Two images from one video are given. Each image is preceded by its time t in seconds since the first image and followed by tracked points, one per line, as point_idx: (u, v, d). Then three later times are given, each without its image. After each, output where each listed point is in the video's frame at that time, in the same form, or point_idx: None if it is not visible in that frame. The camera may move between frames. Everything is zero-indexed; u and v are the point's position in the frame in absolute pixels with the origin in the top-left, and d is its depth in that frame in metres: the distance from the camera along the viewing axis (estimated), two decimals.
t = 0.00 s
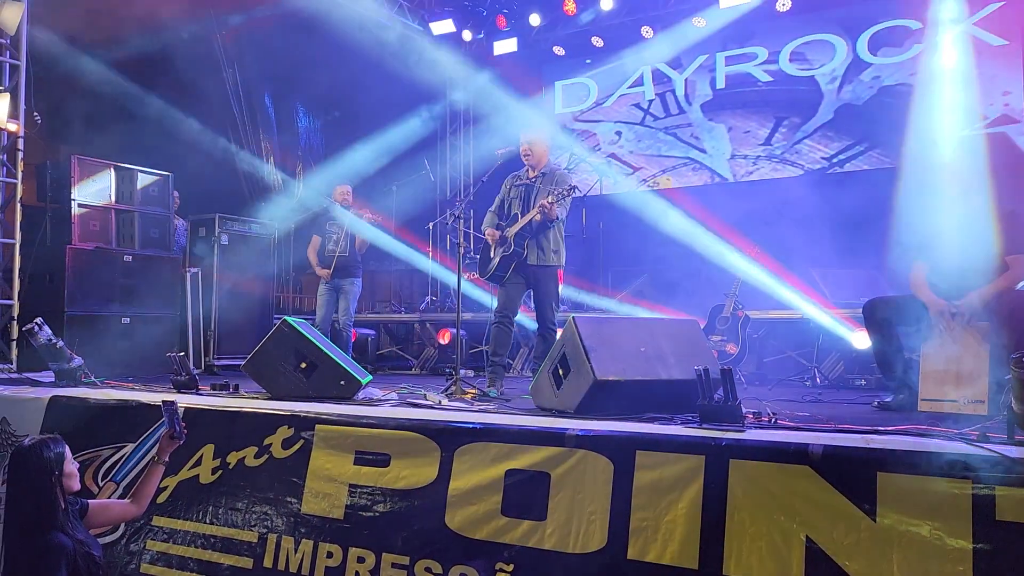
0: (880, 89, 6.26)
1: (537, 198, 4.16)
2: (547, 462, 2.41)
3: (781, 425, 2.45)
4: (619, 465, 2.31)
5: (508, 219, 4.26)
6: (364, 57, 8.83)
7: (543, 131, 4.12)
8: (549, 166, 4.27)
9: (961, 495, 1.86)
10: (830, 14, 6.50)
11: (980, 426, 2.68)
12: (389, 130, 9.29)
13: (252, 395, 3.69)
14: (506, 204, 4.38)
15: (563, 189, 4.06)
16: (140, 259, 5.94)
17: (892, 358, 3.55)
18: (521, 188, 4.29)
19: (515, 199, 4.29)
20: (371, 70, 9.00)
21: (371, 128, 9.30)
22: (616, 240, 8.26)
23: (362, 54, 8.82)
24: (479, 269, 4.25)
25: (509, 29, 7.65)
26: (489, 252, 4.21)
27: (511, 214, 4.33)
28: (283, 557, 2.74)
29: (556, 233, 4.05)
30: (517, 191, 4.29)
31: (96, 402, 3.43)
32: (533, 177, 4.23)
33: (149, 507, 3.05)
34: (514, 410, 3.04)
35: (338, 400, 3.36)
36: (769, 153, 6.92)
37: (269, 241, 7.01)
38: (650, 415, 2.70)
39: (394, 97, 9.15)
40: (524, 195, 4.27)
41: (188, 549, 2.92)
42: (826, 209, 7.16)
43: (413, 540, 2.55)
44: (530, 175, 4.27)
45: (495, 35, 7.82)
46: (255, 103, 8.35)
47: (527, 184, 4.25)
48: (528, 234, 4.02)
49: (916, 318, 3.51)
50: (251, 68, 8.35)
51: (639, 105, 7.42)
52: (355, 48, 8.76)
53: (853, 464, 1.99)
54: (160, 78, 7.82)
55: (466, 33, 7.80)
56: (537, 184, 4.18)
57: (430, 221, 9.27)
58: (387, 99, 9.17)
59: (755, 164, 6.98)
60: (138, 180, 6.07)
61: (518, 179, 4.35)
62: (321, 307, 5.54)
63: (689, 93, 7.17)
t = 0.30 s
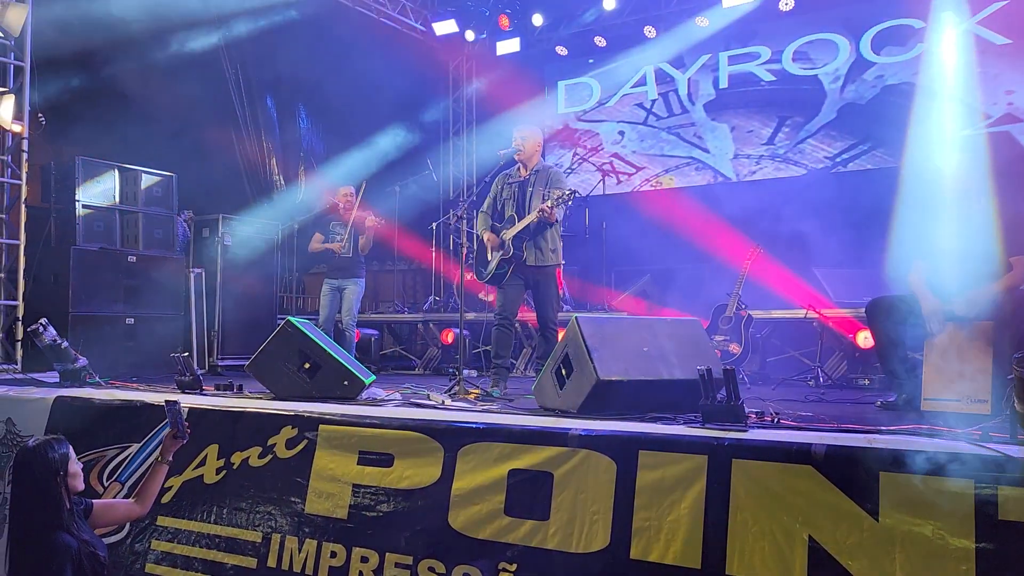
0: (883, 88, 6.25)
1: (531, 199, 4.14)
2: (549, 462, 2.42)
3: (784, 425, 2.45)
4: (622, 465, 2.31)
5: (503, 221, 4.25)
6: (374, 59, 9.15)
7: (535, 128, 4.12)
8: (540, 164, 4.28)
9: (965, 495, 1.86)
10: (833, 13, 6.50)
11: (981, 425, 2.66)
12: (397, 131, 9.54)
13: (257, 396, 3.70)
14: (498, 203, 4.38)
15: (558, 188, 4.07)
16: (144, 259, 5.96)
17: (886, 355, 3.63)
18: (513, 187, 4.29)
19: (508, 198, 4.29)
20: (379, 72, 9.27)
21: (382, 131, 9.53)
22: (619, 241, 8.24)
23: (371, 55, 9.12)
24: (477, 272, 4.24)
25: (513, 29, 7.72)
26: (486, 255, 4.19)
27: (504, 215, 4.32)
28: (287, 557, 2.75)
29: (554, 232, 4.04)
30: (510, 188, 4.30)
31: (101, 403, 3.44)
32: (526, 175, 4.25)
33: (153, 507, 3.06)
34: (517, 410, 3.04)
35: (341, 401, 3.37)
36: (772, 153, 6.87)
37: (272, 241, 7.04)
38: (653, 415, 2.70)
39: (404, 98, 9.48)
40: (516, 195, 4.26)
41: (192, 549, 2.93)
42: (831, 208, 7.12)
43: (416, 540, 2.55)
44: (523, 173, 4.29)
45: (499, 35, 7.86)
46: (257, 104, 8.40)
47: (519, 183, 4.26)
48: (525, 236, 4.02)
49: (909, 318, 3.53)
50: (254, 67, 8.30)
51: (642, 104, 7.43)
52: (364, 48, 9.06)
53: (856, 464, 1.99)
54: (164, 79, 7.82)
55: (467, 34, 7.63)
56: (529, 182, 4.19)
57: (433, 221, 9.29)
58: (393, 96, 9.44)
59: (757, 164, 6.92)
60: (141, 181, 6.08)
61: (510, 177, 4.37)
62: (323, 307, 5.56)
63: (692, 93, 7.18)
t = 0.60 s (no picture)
0: (886, 87, 6.25)
1: (530, 200, 4.14)
2: (552, 462, 2.41)
3: (786, 424, 2.45)
4: (625, 465, 2.30)
5: (503, 221, 4.26)
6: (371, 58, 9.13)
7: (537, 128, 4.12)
8: (541, 164, 4.28)
9: (968, 494, 1.85)
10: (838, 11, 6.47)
11: (984, 425, 2.64)
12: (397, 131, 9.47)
13: (261, 396, 3.71)
14: (497, 202, 4.37)
15: (557, 188, 4.08)
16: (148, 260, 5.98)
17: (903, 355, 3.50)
18: (512, 186, 4.29)
19: (507, 197, 4.29)
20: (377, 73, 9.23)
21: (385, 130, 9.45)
22: (623, 238, 8.09)
23: (369, 55, 9.12)
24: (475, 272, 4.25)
25: (515, 29, 7.73)
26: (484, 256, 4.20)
27: (503, 214, 4.32)
28: (292, 557, 2.75)
29: (552, 233, 4.06)
30: (510, 187, 4.30)
31: (106, 403, 3.45)
32: (526, 174, 4.25)
33: (159, 507, 3.08)
34: (520, 410, 3.04)
35: (345, 401, 3.37)
36: (776, 152, 6.91)
37: (276, 242, 7.06)
38: (656, 415, 2.70)
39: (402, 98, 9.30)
40: (516, 195, 4.25)
41: (197, 549, 2.94)
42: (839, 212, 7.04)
43: (419, 540, 2.56)
44: (523, 173, 4.29)
45: (502, 34, 7.86)
46: (261, 107, 8.47)
47: (518, 182, 4.26)
48: (524, 237, 4.04)
49: (928, 317, 3.48)
50: (256, 67, 8.40)
51: (645, 104, 7.43)
52: (361, 48, 9.07)
53: (860, 464, 1.98)
54: (167, 80, 7.84)
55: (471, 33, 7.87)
56: (530, 182, 4.20)
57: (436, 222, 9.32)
58: (393, 97, 9.29)
59: (762, 163, 6.96)
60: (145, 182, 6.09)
61: (509, 176, 4.37)
62: (327, 307, 5.61)
63: (695, 92, 7.18)
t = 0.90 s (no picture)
0: (890, 86, 6.23)
1: (531, 201, 4.15)
2: (555, 462, 2.42)
3: (789, 424, 2.46)
4: (628, 466, 2.31)
5: (505, 222, 4.26)
6: (372, 59, 9.08)
7: (540, 128, 4.13)
8: (544, 164, 4.29)
9: (970, 494, 1.86)
10: (840, 10, 6.45)
11: (987, 424, 2.63)
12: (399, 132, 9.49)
13: (264, 397, 3.73)
14: (499, 202, 4.38)
15: (559, 189, 4.09)
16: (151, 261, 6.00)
17: (908, 354, 3.50)
18: (515, 186, 4.29)
19: (510, 197, 4.29)
20: (377, 73, 9.21)
21: (389, 133, 9.45)
22: (628, 240, 8.12)
23: (370, 56, 9.07)
24: (477, 273, 4.26)
25: (517, 30, 7.74)
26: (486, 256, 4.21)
27: (505, 214, 4.32)
28: (296, 557, 2.76)
29: (553, 234, 4.07)
30: (512, 188, 4.30)
31: (111, 404, 3.47)
32: (529, 174, 4.27)
33: (163, 508, 3.09)
34: (523, 410, 3.05)
35: (348, 402, 3.38)
36: (778, 151, 6.90)
37: (280, 243, 7.08)
38: (659, 415, 2.70)
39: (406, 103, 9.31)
40: (518, 194, 4.26)
41: (202, 549, 2.95)
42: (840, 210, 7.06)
43: (422, 540, 2.57)
44: (526, 173, 4.30)
45: (504, 34, 7.86)
46: (265, 112, 8.34)
47: (522, 182, 4.27)
48: (525, 237, 4.04)
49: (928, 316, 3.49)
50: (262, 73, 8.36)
51: (647, 104, 7.42)
52: (362, 49, 9.04)
53: (863, 464, 1.98)
54: (169, 82, 7.86)
55: (474, 34, 7.87)
56: (533, 182, 4.20)
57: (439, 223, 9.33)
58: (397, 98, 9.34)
59: (765, 162, 6.96)
60: (149, 183, 6.12)
61: (512, 176, 4.38)
62: (329, 308, 5.60)
63: (698, 92, 7.17)
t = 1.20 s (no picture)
0: (891, 86, 6.23)
1: (531, 203, 4.16)
2: (555, 462, 2.42)
3: (789, 425, 2.45)
4: (628, 466, 2.31)
5: (505, 223, 4.26)
6: (372, 62, 9.17)
7: (541, 129, 4.12)
8: (544, 165, 4.29)
9: (970, 493, 1.85)
10: (841, 11, 6.46)
11: (989, 424, 2.62)
12: (400, 134, 9.50)
13: (264, 398, 3.73)
14: (500, 203, 4.38)
15: (559, 191, 4.09)
16: (152, 263, 6.01)
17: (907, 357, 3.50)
18: (516, 186, 4.30)
19: (510, 198, 4.30)
20: (377, 76, 9.25)
21: (389, 136, 9.48)
22: (625, 240, 8.16)
23: (372, 58, 9.16)
24: (478, 274, 4.26)
25: (518, 31, 7.76)
26: (486, 257, 4.22)
27: (505, 214, 4.32)
28: (297, 558, 2.77)
29: (553, 235, 4.07)
30: (513, 188, 4.31)
31: (112, 406, 3.48)
32: (531, 175, 4.26)
33: (164, 509, 3.09)
34: (523, 411, 3.05)
35: (349, 403, 3.38)
36: (779, 152, 6.88)
37: (281, 244, 7.08)
38: (659, 416, 2.70)
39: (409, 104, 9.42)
40: (519, 195, 4.26)
41: (203, 551, 2.95)
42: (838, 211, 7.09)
43: (423, 541, 2.57)
44: (526, 174, 4.30)
45: (505, 36, 7.87)
46: (266, 111, 8.46)
47: (523, 182, 4.27)
48: (525, 238, 4.04)
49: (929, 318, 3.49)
50: (263, 73, 8.40)
51: (648, 104, 7.42)
52: (362, 51, 9.11)
53: (864, 464, 1.98)
54: (171, 83, 7.87)
55: (474, 35, 7.66)
56: (534, 184, 4.20)
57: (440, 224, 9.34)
58: (397, 101, 9.40)
59: (766, 163, 6.92)
60: (151, 185, 6.12)
61: (513, 176, 4.38)
62: (329, 309, 5.62)
63: (698, 92, 7.16)
